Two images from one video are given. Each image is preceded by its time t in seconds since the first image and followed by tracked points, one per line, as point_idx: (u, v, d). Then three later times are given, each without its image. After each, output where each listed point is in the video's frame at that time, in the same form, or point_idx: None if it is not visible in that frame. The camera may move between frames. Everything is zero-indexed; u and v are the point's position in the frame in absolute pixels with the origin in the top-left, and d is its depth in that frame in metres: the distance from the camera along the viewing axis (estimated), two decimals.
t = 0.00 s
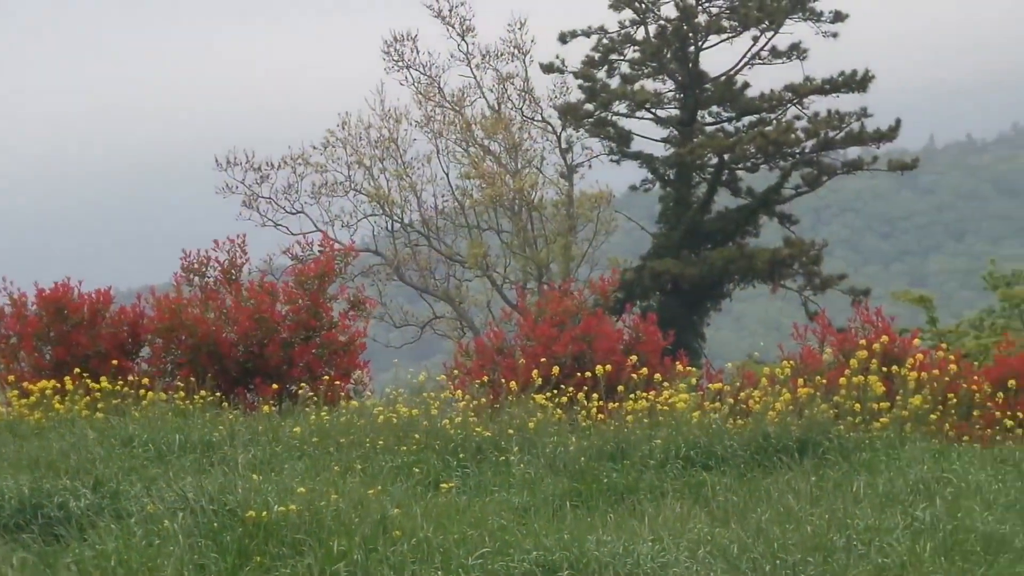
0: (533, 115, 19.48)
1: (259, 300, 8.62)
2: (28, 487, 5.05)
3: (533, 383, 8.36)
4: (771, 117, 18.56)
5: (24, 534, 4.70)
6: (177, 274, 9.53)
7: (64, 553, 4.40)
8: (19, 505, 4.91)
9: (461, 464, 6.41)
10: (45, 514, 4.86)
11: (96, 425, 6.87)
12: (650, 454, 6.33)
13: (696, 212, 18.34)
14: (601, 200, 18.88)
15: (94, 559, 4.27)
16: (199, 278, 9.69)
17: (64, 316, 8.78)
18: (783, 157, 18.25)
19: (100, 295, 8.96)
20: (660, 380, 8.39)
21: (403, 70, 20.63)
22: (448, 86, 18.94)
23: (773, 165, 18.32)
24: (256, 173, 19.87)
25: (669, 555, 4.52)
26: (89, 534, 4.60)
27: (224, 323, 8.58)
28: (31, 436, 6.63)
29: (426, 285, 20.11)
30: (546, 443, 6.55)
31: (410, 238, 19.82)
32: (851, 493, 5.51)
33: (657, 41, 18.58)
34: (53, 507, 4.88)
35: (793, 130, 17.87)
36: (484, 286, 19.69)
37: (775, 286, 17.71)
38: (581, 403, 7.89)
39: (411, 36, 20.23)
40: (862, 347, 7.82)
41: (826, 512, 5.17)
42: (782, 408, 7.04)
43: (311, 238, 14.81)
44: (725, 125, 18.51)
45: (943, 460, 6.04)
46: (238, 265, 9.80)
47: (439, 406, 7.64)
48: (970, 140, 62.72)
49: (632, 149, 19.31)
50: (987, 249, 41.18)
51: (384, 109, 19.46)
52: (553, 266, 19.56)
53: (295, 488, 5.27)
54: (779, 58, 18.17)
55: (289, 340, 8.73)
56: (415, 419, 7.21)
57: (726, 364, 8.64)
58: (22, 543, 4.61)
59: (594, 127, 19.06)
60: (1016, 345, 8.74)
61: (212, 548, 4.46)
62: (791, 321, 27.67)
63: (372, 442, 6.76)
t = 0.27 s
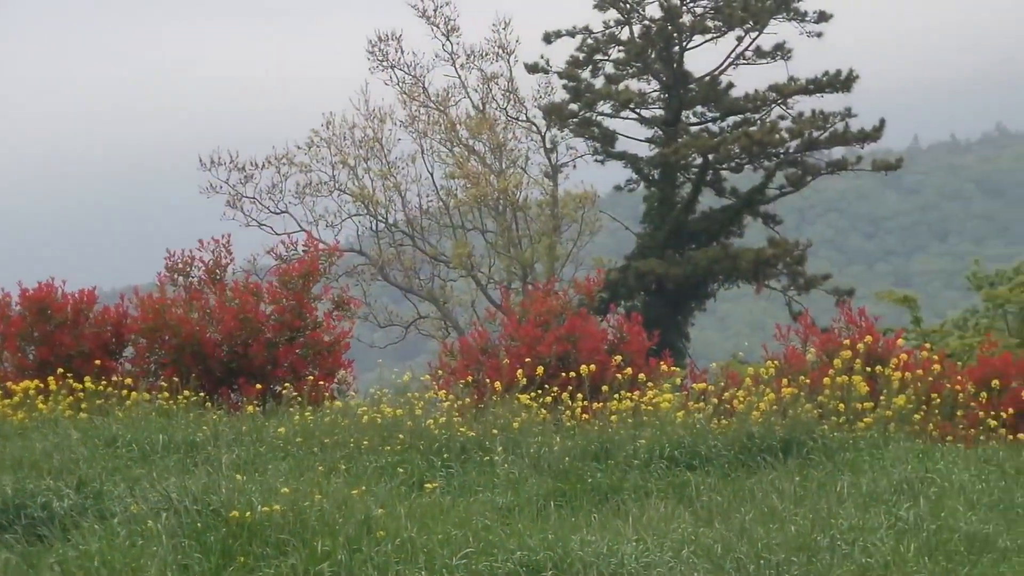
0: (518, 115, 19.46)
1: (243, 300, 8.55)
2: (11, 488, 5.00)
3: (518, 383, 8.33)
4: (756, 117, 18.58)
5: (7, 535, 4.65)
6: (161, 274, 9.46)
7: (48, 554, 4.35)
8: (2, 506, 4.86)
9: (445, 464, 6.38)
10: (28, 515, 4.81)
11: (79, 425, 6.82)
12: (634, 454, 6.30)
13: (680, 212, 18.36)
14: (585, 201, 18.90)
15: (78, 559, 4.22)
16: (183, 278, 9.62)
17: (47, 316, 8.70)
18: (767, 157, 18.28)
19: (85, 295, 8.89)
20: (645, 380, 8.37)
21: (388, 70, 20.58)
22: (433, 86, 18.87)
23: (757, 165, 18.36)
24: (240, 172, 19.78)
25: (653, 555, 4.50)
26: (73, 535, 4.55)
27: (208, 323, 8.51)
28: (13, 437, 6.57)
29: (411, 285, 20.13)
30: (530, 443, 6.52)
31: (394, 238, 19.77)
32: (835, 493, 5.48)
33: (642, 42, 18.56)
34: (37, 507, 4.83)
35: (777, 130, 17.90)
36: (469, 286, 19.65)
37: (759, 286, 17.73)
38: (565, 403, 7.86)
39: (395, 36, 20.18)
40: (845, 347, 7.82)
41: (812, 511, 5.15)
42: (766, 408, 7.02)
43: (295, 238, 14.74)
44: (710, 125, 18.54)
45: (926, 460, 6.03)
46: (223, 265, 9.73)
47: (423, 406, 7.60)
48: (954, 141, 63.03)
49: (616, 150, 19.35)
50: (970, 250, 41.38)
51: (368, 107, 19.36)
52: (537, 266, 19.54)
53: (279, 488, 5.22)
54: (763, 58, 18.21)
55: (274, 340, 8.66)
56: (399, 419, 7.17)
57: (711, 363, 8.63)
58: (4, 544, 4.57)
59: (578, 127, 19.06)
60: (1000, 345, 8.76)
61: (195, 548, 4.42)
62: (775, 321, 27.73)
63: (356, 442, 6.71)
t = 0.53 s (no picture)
0: (499, 115, 19.43)
1: (224, 300, 8.47)
2: None
3: (499, 383, 8.28)
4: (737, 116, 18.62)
5: None
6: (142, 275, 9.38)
7: (27, 554, 4.28)
8: None
9: (426, 464, 6.34)
10: (7, 515, 4.73)
11: (58, 424, 6.77)
12: (615, 454, 6.27)
13: (661, 212, 18.36)
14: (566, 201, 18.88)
15: (58, 560, 4.19)
16: (164, 278, 9.53)
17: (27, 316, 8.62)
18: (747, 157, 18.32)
19: (65, 295, 8.81)
20: (627, 380, 8.34)
21: (369, 70, 20.50)
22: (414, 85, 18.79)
23: (738, 165, 18.39)
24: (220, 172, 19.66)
25: (634, 555, 4.47)
26: (53, 536, 4.49)
27: (188, 323, 8.42)
28: None
29: (392, 285, 19.85)
30: (512, 443, 6.47)
31: (376, 238, 19.70)
32: (816, 492, 5.45)
33: (623, 41, 18.55)
34: (15, 507, 4.75)
35: (758, 130, 17.93)
36: (451, 286, 19.59)
37: (740, 286, 17.75)
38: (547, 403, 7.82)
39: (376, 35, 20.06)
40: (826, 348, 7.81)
41: (793, 511, 5.12)
42: (747, 408, 6.99)
43: (275, 237, 14.64)
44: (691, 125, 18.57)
45: (907, 460, 6.00)
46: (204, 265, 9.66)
47: (404, 407, 7.54)
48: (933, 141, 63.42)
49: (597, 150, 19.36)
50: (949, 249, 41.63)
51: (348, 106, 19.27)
52: (519, 265, 19.50)
53: (259, 488, 5.17)
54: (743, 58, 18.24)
55: (255, 340, 8.58)
56: (381, 419, 7.10)
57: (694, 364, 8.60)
58: None
59: (559, 127, 19.03)
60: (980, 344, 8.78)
61: (176, 548, 4.36)
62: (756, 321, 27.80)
63: (336, 442, 6.65)
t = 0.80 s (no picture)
0: (482, 115, 19.40)
1: (206, 300, 8.40)
2: None
3: (483, 383, 8.25)
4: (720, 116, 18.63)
5: None
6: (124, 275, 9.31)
7: (9, 555, 4.22)
8: None
9: (410, 464, 6.31)
10: None
11: (40, 424, 6.73)
12: (599, 454, 6.24)
13: (644, 212, 18.37)
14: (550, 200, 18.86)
15: (41, 560, 4.10)
16: (147, 278, 9.45)
17: (10, 316, 8.54)
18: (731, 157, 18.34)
19: (48, 295, 8.73)
20: (610, 379, 8.31)
21: (352, 69, 20.41)
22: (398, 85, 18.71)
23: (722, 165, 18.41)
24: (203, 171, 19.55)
25: (618, 555, 4.45)
26: (35, 535, 4.40)
27: (171, 323, 8.35)
28: None
29: (375, 285, 19.92)
30: (495, 443, 6.43)
31: (359, 237, 19.65)
32: (799, 493, 5.43)
33: (606, 41, 18.53)
34: None
35: (741, 130, 17.93)
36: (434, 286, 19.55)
37: (724, 286, 17.77)
38: (530, 403, 7.79)
39: (359, 35, 19.88)
40: (810, 348, 7.80)
41: (777, 511, 5.09)
42: (730, 408, 6.97)
43: (258, 236, 14.55)
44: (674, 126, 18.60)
45: (891, 460, 5.98)
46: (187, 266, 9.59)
47: (388, 406, 7.49)
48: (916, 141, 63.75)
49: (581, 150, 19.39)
50: (931, 249, 41.85)
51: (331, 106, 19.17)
52: (503, 265, 19.48)
53: (241, 488, 5.12)
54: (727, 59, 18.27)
55: (238, 340, 8.50)
56: (364, 419, 7.05)
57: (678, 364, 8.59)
58: None
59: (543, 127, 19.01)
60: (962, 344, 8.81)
61: (159, 548, 4.32)
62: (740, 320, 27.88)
63: (319, 442, 6.61)
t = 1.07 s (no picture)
0: (461, 115, 19.34)
1: (183, 300, 8.31)
2: None
3: (461, 383, 8.21)
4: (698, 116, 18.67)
5: None
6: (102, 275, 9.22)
7: None
8: None
9: (387, 464, 6.26)
10: None
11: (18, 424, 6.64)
12: (577, 454, 6.22)
13: (623, 212, 18.37)
14: (527, 201, 18.85)
15: (17, 560, 4.05)
16: (125, 278, 9.35)
17: None
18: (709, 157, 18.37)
19: (25, 296, 8.65)
20: (589, 379, 8.28)
21: (330, 69, 20.31)
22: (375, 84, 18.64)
23: (700, 165, 18.43)
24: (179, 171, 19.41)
25: (596, 555, 4.42)
26: (11, 535, 4.35)
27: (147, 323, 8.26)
28: None
29: (353, 285, 19.82)
30: (473, 443, 6.39)
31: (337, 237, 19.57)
32: (777, 493, 5.40)
33: (585, 41, 18.52)
34: None
35: (719, 130, 17.98)
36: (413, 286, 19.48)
37: (702, 286, 17.80)
38: (509, 403, 7.75)
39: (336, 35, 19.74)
40: (788, 347, 7.80)
41: (754, 511, 5.07)
42: (708, 408, 6.96)
43: (235, 237, 14.46)
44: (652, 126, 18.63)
45: (867, 459, 5.96)
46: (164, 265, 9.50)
47: (365, 406, 7.43)
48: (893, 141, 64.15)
49: (559, 149, 19.37)
50: (907, 249, 42.11)
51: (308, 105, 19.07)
52: (481, 265, 19.43)
53: (218, 488, 5.07)
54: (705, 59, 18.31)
55: (215, 340, 8.41)
56: (342, 419, 6.99)
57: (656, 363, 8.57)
58: None
59: (520, 127, 18.98)
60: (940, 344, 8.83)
61: (136, 548, 4.28)
62: (718, 320, 27.95)
63: (297, 443, 6.55)
